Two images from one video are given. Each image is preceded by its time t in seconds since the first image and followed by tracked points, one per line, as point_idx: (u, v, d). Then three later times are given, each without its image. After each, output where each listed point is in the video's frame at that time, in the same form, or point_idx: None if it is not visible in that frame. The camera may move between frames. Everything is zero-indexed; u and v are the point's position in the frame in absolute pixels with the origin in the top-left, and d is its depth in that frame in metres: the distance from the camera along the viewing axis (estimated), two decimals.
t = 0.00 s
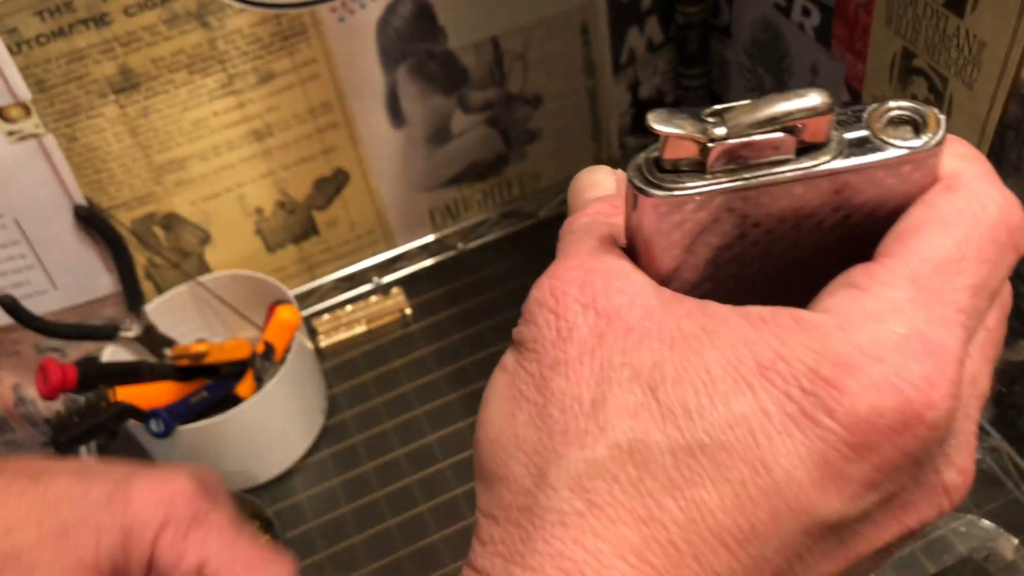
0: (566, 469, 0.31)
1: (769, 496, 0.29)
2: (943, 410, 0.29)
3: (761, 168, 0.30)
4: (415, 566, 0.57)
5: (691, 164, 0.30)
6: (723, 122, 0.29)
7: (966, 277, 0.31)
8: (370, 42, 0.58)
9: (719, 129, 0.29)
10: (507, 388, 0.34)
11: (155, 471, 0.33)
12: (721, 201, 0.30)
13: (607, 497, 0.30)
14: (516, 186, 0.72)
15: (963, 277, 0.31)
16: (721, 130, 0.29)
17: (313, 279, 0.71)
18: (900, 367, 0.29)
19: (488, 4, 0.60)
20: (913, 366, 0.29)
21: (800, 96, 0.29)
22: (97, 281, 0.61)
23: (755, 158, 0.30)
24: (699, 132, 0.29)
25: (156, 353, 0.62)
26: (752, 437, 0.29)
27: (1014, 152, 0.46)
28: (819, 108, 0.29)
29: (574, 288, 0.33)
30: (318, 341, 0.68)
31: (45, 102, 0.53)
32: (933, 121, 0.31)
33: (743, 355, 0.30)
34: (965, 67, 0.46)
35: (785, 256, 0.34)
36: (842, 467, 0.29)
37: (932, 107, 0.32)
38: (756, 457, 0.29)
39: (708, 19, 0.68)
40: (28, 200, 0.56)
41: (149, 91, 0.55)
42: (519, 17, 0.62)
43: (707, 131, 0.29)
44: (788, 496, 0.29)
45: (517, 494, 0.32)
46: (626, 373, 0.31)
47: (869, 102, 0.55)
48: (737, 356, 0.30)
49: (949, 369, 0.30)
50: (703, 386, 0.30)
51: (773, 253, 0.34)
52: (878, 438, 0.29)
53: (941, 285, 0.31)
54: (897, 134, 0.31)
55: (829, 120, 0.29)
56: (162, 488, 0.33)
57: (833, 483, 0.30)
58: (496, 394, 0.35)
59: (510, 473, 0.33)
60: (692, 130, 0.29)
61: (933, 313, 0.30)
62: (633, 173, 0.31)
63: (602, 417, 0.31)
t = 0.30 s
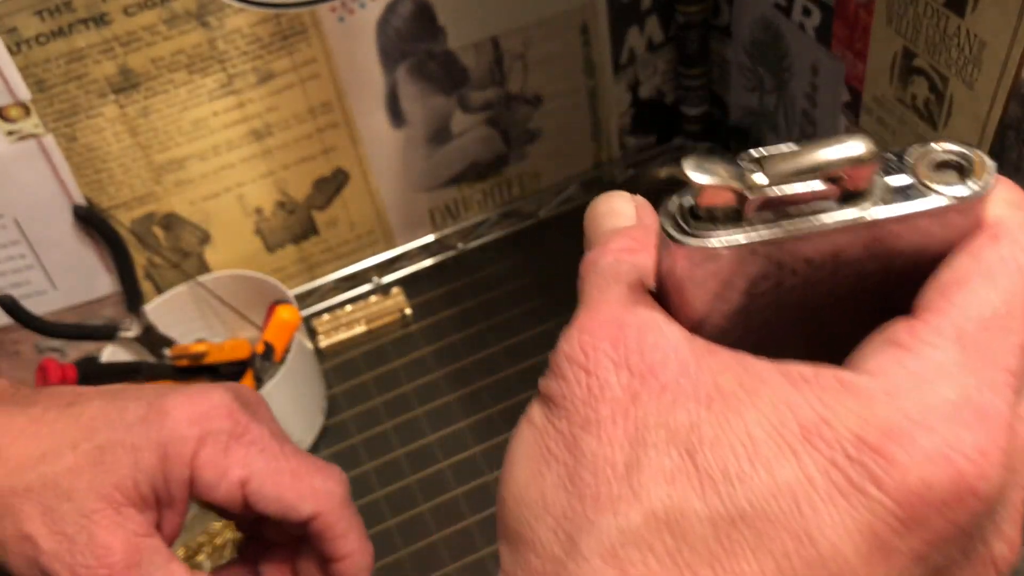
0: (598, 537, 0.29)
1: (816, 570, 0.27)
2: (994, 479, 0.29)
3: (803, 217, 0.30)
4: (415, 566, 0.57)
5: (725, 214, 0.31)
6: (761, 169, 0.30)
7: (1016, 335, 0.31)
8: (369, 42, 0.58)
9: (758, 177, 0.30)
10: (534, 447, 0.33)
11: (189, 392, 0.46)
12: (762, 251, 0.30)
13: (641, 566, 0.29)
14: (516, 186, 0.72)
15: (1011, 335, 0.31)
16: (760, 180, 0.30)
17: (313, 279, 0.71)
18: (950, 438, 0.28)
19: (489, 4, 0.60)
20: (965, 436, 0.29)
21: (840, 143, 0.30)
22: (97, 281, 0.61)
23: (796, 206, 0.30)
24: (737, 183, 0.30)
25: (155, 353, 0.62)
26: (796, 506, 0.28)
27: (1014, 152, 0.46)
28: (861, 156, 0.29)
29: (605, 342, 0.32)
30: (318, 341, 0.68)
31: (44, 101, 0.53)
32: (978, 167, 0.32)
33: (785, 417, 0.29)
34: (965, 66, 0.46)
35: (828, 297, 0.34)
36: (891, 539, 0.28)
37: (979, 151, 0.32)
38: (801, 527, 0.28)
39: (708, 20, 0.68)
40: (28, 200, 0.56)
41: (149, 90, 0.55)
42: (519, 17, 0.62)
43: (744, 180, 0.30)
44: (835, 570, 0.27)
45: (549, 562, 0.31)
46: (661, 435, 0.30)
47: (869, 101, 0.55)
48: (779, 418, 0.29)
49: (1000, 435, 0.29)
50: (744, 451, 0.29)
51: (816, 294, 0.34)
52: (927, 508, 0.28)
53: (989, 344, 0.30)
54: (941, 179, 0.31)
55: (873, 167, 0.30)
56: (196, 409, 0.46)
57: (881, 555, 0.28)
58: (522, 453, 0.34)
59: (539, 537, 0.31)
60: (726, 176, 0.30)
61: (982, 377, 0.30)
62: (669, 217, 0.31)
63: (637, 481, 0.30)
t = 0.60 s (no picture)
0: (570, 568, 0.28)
1: None
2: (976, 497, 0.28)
3: (785, 241, 0.28)
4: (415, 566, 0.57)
5: (708, 235, 0.28)
6: (747, 192, 0.27)
7: (1000, 352, 0.30)
8: (369, 42, 0.58)
9: (742, 200, 0.27)
10: (503, 474, 0.32)
11: (307, 475, 0.42)
12: (740, 276, 0.28)
13: None
14: (516, 186, 0.72)
15: (995, 352, 0.30)
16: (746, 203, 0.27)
17: (313, 279, 0.71)
18: (929, 454, 0.28)
19: (488, 3, 0.60)
20: (943, 453, 0.28)
21: (827, 165, 0.27)
22: (97, 281, 0.61)
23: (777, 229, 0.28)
24: (720, 206, 0.27)
25: (156, 353, 0.62)
26: (772, 531, 0.27)
27: (1014, 152, 0.46)
28: (849, 181, 0.27)
29: (579, 368, 0.31)
30: (318, 342, 0.68)
31: (44, 101, 0.53)
32: (967, 189, 0.29)
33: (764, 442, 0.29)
34: (965, 66, 0.46)
35: (811, 326, 0.32)
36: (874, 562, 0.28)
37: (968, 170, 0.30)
38: (779, 554, 0.27)
39: (708, 19, 0.67)
40: (27, 200, 0.56)
41: (149, 90, 0.55)
42: (519, 17, 0.62)
43: (728, 203, 0.27)
44: None
45: None
46: (635, 461, 0.29)
47: (869, 101, 0.55)
48: (757, 443, 0.29)
49: (982, 454, 0.29)
50: (721, 478, 0.28)
51: (795, 323, 0.32)
52: (909, 530, 0.28)
53: (972, 362, 0.30)
54: (930, 202, 0.29)
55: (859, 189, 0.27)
56: (312, 490, 0.41)
57: None
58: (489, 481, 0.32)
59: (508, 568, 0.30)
60: (706, 198, 0.27)
61: (962, 393, 0.29)
62: (646, 237, 0.29)
63: (609, 508, 0.28)
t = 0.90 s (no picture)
0: None
1: None
2: (993, 496, 0.27)
3: (774, 229, 0.27)
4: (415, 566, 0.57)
5: (692, 226, 0.28)
6: (732, 178, 0.27)
7: (1007, 338, 0.29)
8: (369, 42, 0.58)
9: (728, 186, 0.27)
10: (485, 480, 0.32)
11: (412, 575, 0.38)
12: (729, 265, 0.28)
13: None
14: (516, 186, 0.72)
15: (1001, 339, 0.29)
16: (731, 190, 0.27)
17: (313, 279, 0.71)
18: (939, 449, 0.26)
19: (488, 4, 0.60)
20: (954, 447, 0.27)
21: (815, 148, 0.27)
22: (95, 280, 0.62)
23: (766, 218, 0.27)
24: (705, 193, 0.27)
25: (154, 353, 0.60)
26: (770, 536, 0.26)
27: (1015, 152, 0.46)
28: (840, 163, 0.26)
29: (558, 365, 0.31)
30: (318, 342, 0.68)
31: (44, 101, 0.53)
32: (968, 166, 0.28)
33: (755, 439, 0.28)
34: (966, 66, 0.46)
35: (806, 315, 0.32)
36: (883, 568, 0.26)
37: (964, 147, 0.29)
38: (777, 560, 0.26)
39: (709, 19, 0.67)
40: (27, 200, 0.56)
41: (148, 90, 0.55)
42: (518, 17, 0.62)
43: (713, 190, 0.27)
44: None
45: None
46: (621, 463, 0.28)
47: (869, 101, 0.55)
48: (749, 440, 0.28)
49: (995, 446, 0.27)
50: (710, 479, 0.27)
51: (789, 311, 0.31)
52: (920, 533, 0.26)
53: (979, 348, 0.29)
54: (926, 183, 0.28)
55: (852, 173, 0.27)
56: None
57: None
58: (468, 486, 0.32)
59: None
60: (691, 185, 0.27)
61: (971, 383, 0.28)
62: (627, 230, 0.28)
63: (592, 513, 0.28)
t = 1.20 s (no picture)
0: None
1: None
2: None
3: (796, 232, 0.28)
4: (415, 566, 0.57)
5: (710, 231, 0.27)
6: (751, 180, 0.27)
7: None
8: (369, 42, 0.58)
9: (748, 187, 0.27)
10: (498, 503, 0.31)
11: None
12: (752, 272, 0.28)
13: None
14: (516, 186, 0.72)
15: None
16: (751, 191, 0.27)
17: (313, 279, 0.71)
18: (978, 466, 0.27)
19: (488, 4, 0.59)
20: (992, 463, 0.27)
21: (838, 147, 0.27)
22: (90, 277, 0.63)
23: (788, 219, 0.27)
24: (726, 197, 0.26)
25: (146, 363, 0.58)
26: (804, 562, 0.26)
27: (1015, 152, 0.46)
28: (863, 162, 0.27)
29: (571, 381, 0.30)
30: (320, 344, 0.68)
31: (43, 101, 0.53)
32: (993, 165, 0.29)
33: (782, 458, 0.28)
34: (966, 66, 0.46)
35: (823, 322, 0.32)
36: None
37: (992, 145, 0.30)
38: None
39: (709, 18, 0.67)
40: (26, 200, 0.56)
41: (148, 90, 0.55)
42: (518, 17, 0.61)
43: (733, 194, 0.27)
44: None
45: None
46: (644, 485, 0.28)
47: (869, 101, 0.55)
48: (775, 459, 0.28)
49: None
50: (738, 501, 0.27)
51: (811, 317, 0.31)
52: (959, 554, 0.26)
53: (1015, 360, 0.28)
54: (953, 180, 0.29)
55: (875, 172, 0.27)
56: None
57: None
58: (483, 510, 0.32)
59: None
60: (708, 188, 0.26)
61: (1007, 396, 0.28)
62: (644, 236, 0.28)
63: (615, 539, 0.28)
